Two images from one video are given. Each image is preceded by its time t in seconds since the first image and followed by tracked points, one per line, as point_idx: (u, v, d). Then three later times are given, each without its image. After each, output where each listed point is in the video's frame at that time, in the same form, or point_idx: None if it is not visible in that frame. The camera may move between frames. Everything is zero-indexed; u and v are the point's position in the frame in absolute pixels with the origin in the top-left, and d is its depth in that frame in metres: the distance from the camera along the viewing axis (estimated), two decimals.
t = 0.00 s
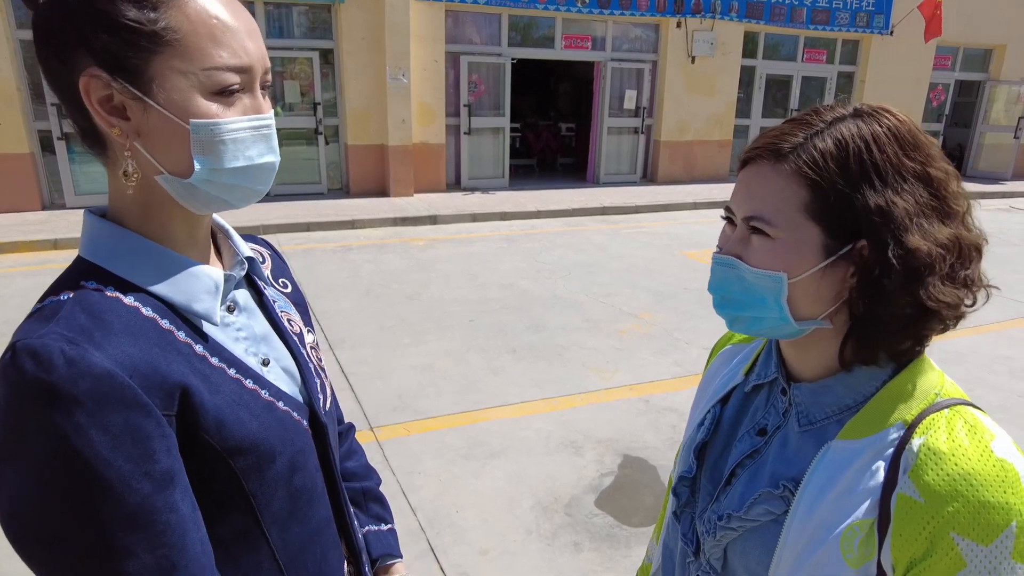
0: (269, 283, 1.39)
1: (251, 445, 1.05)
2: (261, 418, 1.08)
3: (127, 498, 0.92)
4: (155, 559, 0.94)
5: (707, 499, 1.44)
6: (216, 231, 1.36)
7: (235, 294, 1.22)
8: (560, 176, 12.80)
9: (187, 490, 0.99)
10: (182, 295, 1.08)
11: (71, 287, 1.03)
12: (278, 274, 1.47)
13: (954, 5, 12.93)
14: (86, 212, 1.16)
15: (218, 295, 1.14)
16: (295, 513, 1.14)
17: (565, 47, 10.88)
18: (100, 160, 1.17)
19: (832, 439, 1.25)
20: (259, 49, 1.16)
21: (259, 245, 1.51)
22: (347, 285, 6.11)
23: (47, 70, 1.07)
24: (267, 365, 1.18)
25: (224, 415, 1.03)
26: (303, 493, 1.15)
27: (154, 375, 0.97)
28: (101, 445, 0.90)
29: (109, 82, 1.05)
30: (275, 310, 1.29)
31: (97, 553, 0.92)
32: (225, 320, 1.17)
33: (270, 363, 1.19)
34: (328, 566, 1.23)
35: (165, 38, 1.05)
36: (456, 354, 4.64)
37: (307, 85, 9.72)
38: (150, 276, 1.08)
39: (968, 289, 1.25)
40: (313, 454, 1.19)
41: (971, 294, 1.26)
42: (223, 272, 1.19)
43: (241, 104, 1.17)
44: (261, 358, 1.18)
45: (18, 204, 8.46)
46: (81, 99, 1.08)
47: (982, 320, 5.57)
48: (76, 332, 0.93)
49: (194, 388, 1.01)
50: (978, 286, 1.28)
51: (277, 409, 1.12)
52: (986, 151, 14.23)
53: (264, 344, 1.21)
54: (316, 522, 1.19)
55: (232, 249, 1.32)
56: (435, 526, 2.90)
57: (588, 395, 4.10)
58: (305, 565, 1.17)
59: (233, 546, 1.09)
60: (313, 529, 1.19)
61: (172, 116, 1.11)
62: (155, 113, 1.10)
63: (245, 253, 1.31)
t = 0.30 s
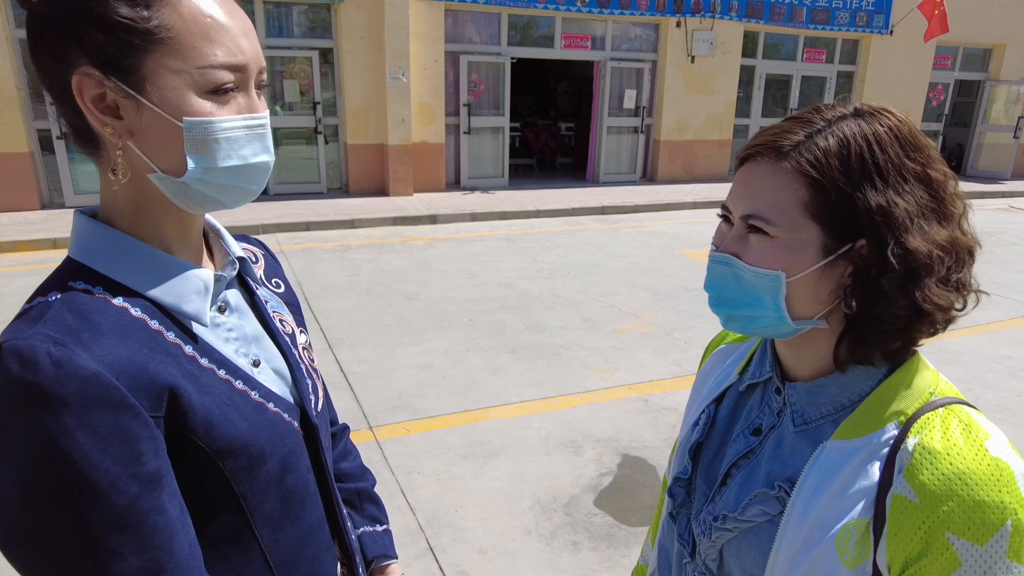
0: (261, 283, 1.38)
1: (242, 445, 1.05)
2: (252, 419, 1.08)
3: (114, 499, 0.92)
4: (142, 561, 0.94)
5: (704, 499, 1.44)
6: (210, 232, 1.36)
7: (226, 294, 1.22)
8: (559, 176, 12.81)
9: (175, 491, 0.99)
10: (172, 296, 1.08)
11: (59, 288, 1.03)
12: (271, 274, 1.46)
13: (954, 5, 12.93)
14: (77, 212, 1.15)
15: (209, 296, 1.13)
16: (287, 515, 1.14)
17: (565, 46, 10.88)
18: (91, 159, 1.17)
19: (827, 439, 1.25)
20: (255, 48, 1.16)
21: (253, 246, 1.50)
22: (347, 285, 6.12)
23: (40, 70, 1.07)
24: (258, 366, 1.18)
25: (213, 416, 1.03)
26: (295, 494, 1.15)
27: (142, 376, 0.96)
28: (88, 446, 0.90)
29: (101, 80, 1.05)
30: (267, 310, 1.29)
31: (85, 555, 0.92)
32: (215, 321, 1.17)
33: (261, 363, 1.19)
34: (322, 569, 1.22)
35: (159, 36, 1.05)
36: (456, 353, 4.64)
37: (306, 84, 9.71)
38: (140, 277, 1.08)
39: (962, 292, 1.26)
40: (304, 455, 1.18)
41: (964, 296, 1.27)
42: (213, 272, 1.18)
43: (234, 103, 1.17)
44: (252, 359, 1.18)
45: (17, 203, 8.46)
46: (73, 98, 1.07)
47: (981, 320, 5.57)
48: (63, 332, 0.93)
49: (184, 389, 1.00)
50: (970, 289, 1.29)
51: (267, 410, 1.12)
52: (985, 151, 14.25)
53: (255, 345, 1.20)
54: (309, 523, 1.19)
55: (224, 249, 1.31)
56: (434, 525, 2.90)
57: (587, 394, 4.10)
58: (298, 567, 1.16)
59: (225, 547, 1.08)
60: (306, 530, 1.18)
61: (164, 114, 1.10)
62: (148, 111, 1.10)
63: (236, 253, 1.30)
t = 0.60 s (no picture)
0: (243, 279, 1.38)
1: (217, 443, 1.05)
2: (228, 417, 1.08)
3: (83, 499, 0.92)
4: (113, 561, 0.94)
5: (689, 498, 1.43)
6: (189, 227, 1.35)
7: (204, 290, 1.21)
8: (558, 174, 12.79)
9: (148, 490, 0.98)
10: (146, 292, 1.08)
11: (30, 285, 1.02)
12: (254, 271, 1.45)
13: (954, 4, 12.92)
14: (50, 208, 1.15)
15: (184, 292, 1.13)
16: (266, 515, 1.13)
17: (563, 45, 10.87)
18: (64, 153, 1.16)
19: (813, 437, 1.24)
20: (229, 39, 1.16)
21: (234, 241, 1.49)
22: (345, 284, 6.12)
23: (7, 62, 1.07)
24: (237, 362, 1.18)
25: (187, 415, 1.02)
26: (274, 493, 1.15)
27: (113, 373, 0.96)
28: (55, 445, 0.89)
29: (68, 70, 1.05)
30: (249, 306, 1.28)
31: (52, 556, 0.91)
32: (194, 316, 1.16)
33: (240, 360, 1.19)
34: (303, 570, 1.21)
35: (127, 24, 1.04)
36: (453, 352, 4.64)
37: (304, 83, 9.69)
38: (115, 274, 1.07)
39: (949, 288, 1.26)
40: (284, 453, 1.18)
41: (951, 292, 1.27)
42: (191, 268, 1.18)
43: (208, 93, 1.17)
44: (231, 355, 1.18)
45: (15, 202, 8.45)
46: (43, 89, 1.07)
47: (979, 319, 5.57)
48: (32, 329, 0.92)
49: (156, 386, 1.00)
50: (957, 286, 1.29)
51: (245, 407, 1.12)
52: (984, 150, 14.27)
53: (235, 342, 1.20)
54: (290, 523, 1.18)
55: (204, 245, 1.31)
56: (430, 525, 2.89)
57: (584, 393, 4.10)
58: (278, 566, 1.16)
59: (200, 548, 1.08)
60: (287, 529, 1.18)
61: (135, 103, 1.10)
62: (118, 101, 1.09)
63: (215, 248, 1.29)
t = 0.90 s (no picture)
0: (242, 283, 1.35)
1: (216, 454, 1.03)
2: (226, 426, 1.05)
3: (77, 513, 0.90)
4: None
5: (698, 499, 1.42)
6: (186, 231, 1.33)
7: (202, 295, 1.19)
8: (556, 174, 12.77)
9: (144, 504, 0.96)
10: (141, 299, 1.05)
11: (22, 292, 1.00)
12: (253, 275, 1.43)
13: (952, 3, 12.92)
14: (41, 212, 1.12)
15: (181, 298, 1.10)
16: (265, 524, 1.11)
17: (561, 45, 10.85)
18: (56, 157, 1.14)
19: (823, 438, 1.23)
20: (225, 41, 1.14)
21: (233, 245, 1.47)
22: (344, 283, 6.09)
23: None
24: (237, 370, 1.16)
25: (184, 426, 1.00)
26: (275, 503, 1.13)
27: (107, 384, 0.94)
28: (47, 458, 0.88)
29: (60, 70, 1.02)
30: (248, 312, 1.26)
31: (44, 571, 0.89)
32: (191, 323, 1.14)
33: (240, 367, 1.17)
34: None
35: (121, 24, 1.02)
36: (453, 352, 4.62)
37: (302, 82, 9.66)
38: (111, 281, 1.05)
39: (967, 289, 1.25)
40: (285, 462, 1.16)
41: (969, 294, 1.26)
42: (187, 274, 1.16)
43: (204, 96, 1.15)
44: (230, 362, 1.16)
45: (12, 202, 8.42)
46: (33, 90, 1.04)
47: (978, 318, 5.57)
48: (23, 339, 0.90)
49: (152, 397, 0.98)
50: (974, 287, 1.28)
51: (245, 416, 1.10)
52: (982, 148, 14.28)
53: (234, 348, 1.18)
54: (291, 533, 1.16)
55: (201, 249, 1.28)
56: (431, 526, 2.87)
57: (585, 393, 4.08)
58: None
59: (198, 559, 1.06)
60: (288, 538, 1.16)
61: (128, 104, 1.08)
62: (111, 103, 1.07)
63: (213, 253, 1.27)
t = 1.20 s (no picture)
0: (233, 284, 1.33)
1: (204, 458, 1.01)
2: (214, 429, 1.03)
3: (58, 520, 0.88)
4: None
5: (685, 497, 1.38)
6: (176, 230, 1.31)
7: (191, 296, 1.17)
8: (553, 173, 12.76)
9: (129, 509, 0.94)
10: (126, 299, 1.03)
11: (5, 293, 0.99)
12: (245, 274, 1.40)
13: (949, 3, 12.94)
14: (27, 211, 1.10)
15: (168, 298, 1.09)
16: (256, 529, 1.09)
17: (558, 44, 10.85)
18: (42, 154, 1.11)
19: (809, 432, 1.21)
20: (217, 37, 1.12)
21: (227, 243, 1.45)
22: (341, 283, 6.07)
23: None
24: (226, 372, 1.14)
25: (171, 429, 0.99)
26: (265, 506, 1.10)
27: (91, 387, 0.92)
28: (27, 461, 0.86)
29: (47, 64, 1.01)
30: (239, 312, 1.24)
31: None
32: (180, 325, 1.13)
33: (229, 369, 1.15)
34: None
35: (109, 18, 1.01)
36: (450, 351, 4.61)
37: (299, 81, 9.63)
38: (96, 281, 1.03)
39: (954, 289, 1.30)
40: (275, 466, 1.14)
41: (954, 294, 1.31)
42: (175, 274, 1.14)
43: (195, 93, 1.13)
44: (220, 364, 1.14)
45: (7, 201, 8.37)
46: (18, 84, 1.02)
47: (975, 317, 5.57)
48: (5, 341, 0.89)
49: (137, 400, 0.96)
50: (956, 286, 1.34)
51: (234, 419, 1.08)
52: (977, 149, 14.31)
53: (223, 350, 1.17)
54: (281, 539, 1.14)
55: (191, 249, 1.26)
56: (428, 526, 2.86)
57: (582, 393, 4.07)
58: None
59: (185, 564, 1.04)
60: (278, 544, 1.13)
61: (116, 100, 1.05)
62: (99, 99, 1.05)
63: (203, 252, 1.25)
